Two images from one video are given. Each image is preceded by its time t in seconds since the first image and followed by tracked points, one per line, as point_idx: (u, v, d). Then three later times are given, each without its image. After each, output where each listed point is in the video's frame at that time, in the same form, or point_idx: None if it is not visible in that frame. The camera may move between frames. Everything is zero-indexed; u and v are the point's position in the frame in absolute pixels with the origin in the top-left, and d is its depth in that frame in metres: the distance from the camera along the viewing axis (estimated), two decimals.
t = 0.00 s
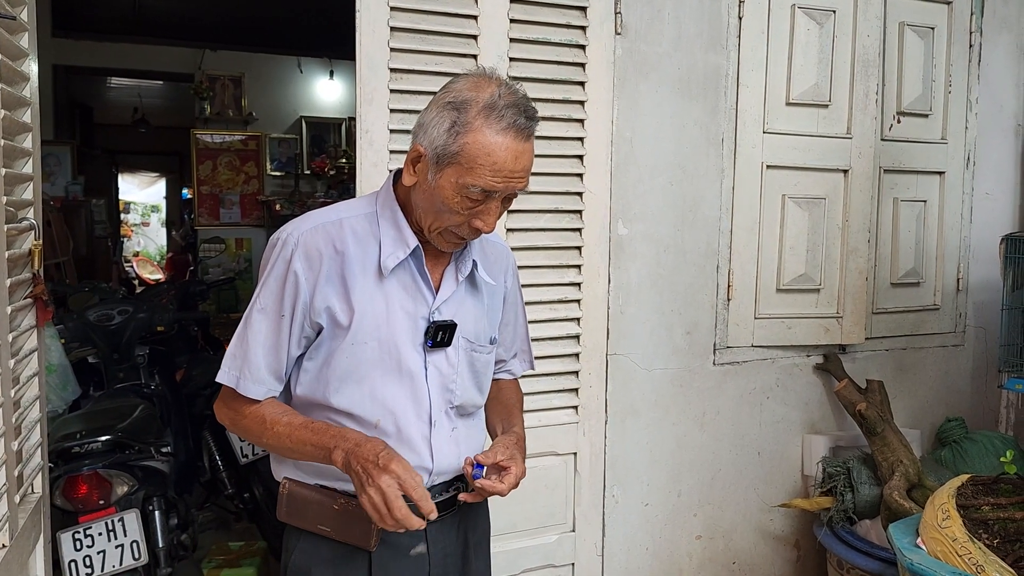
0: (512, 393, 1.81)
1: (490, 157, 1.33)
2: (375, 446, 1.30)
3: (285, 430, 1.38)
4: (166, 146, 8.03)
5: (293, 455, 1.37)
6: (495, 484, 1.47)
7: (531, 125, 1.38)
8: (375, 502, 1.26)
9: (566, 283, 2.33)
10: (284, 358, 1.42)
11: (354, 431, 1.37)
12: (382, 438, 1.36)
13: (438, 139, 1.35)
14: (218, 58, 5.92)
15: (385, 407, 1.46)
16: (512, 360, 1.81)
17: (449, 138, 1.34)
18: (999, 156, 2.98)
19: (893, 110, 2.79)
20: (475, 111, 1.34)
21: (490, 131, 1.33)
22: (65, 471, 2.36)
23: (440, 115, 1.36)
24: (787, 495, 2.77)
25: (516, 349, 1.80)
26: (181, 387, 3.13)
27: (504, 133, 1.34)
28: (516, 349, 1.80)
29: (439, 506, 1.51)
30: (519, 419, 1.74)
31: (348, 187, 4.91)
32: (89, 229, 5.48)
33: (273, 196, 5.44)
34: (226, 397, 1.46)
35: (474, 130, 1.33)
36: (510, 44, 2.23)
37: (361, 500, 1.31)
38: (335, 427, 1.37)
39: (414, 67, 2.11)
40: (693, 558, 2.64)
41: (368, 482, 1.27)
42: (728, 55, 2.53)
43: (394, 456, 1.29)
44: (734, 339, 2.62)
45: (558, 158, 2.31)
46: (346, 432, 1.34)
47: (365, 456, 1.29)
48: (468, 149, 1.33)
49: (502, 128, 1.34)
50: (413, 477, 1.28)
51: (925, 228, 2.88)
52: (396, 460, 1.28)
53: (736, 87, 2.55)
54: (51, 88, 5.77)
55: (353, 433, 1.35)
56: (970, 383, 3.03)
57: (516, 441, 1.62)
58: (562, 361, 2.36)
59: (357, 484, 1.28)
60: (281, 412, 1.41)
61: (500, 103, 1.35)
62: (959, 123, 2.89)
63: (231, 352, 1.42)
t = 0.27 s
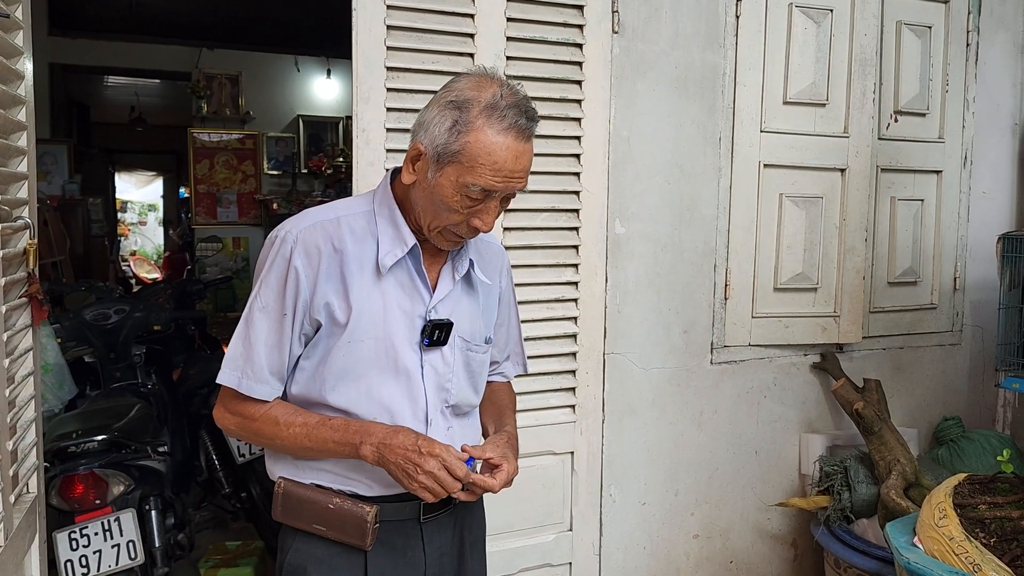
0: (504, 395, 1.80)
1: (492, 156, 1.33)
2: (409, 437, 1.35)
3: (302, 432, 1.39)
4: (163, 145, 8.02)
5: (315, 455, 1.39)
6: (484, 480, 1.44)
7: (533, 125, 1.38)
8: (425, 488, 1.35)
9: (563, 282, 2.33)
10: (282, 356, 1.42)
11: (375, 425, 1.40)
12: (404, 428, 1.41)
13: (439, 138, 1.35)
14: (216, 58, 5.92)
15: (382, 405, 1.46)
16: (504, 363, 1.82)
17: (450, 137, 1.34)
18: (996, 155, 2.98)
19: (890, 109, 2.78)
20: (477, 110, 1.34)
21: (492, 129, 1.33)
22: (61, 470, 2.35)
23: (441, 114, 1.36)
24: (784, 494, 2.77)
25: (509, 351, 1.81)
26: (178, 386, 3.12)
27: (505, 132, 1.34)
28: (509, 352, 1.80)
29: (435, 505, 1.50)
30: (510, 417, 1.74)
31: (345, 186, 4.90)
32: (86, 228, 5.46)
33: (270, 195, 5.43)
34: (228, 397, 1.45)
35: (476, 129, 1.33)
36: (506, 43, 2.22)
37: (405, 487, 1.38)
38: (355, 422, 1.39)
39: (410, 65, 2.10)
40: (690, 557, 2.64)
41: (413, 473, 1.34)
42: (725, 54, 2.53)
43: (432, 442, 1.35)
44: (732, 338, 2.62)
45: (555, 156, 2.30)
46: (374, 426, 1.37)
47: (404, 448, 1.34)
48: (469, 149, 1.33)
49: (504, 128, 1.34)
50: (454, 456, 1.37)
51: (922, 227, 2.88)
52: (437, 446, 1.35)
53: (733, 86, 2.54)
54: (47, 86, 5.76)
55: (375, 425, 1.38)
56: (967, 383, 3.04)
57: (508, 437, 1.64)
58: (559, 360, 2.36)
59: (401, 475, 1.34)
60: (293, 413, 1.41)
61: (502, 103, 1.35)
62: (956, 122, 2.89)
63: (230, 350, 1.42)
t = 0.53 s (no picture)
0: (498, 393, 1.80)
1: (497, 154, 1.33)
2: (408, 438, 1.35)
3: (300, 433, 1.38)
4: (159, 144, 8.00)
5: (313, 455, 1.39)
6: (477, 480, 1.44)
7: (534, 123, 1.39)
8: (423, 489, 1.34)
9: (560, 281, 2.33)
10: (280, 354, 1.41)
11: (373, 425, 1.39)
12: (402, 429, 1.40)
13: (443, 137, 1.35)
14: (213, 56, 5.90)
15: (380, 404, 1.45)
16: (500, 363, 1.82)
17: (454, 136, 1.34)
18: (994, 154, 2.98)
19: (888, 107, 2.78)
20: (480, 109, 1.34)
21: (497, 127, 1.33)
22: (57, 470, 2.34)
23: (444, 113, 1.35)
24: (781, 493, 2.77)
25: (505, 351, 1.81)
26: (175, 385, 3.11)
27: (509, 130, 1.34)
28: (505, 352, 1.80)
29: (434, 503, 1.50)
30: (503, 413, 1.74)
31: (343, 184, 4.90)
32: (83, 227, 5.45)
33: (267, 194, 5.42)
34: (222, 397, 1.44)
35: (481, 127, 1.33)
36: (503, 41, 2.22)
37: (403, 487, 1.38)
38: (353, 423, 1.39)
39: (407, 64, 2.09)
40: (687, 556, 2.64)
41: (411, 474, 1.33)
42: (722, 52, 2.52)
43: (430, 444, 1.36)
44: (729, 337, 2.62)
45: (552, 155, 2.30)
46: (373, 428, 1.37)
47: (403, 449, 1.34)
48: (474, 147, 1.33)
49: (508, 126, 1.34)
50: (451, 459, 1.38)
51: (919, 226, 2.87)
52: (436, 447, 1.35)
53: (731, 84, 2.54)
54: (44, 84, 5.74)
55: (373, 426, 1.38)
56: (964, 381, 3.04)
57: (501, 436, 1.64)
58: (556, 359, 2.36)
59: (399, 476, 1.34)
60: (290, 414, 1.40)
61: (504, 102, 1.35)
62: (953, 120, 2.89)
63: (226, 348, 1.40)
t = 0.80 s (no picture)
0: (497, 394, 1.79)
1: (494, 143, 1.33)
2: (402, 438, 1.35)
3: (296, 430, 1.38)
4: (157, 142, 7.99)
5: (308, 452, 1.39)
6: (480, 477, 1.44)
7: (531, 113, 1.39)
8: (419, 489, 1.34)
9: (558, 279, 2.32)
10: (278, 352, 1.40)
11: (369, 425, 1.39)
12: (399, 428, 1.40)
13: (440, 129, 1.35)
14: (211, 54, 5.88)
15: (379, 402, 1.45)
16: (499, 364, 1.81)
17: (451, 127, 1.34)
18: (992, 152, 2.98)
19: (886, 106, 2.78)
20: (476, 99, 1.34)
21: (492, 116, 1.33)
22: (54, 469, 2.34)
23: (440, 105, 1.35)
24: (779, 492, 2.77)
25: (504, 351, 1.80)
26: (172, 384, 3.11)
27: (505, 119, 1.34)
28: (503, 352, 1.80)
29: (433, 502, 1.49)
30: (502, 413, 1.74)
31: (341, 183, 4.89)
32: (80, 225, 5.45)
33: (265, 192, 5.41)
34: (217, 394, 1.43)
35: (477, 117, 1.33)
36: (500, 39, 2.21)
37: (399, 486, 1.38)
38: (350, 421, 1.38)
39: (404, 62, 2.09)
40: (685, 554, 2.64)
41: (406, 474, 1.34)
42: (720, 50, 2.52)
43: (425, 444, 1.35)
44: (727, 335, 2.61)
45: (550, 153, 2.30)
46: (368, 427, 1.37)
47: (397, 449, 1.34)
48: (470, 137, 1.33)
49: (504, 115, 1.33)
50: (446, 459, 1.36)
51: (917, 224, 2.87)
52: (430, 448, 1.34)
53: (728, 82, 2.54)
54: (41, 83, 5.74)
55: (369, 425, 1.38)
56: (962, 380, 3.04)
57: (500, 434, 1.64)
58: (553, 358, 2.35)
59: (395, 474, 1.34)
60: (286, 412, 1.40)
61: (500, 91, 1.35)
62: (951, 118, 2.89)
63: (223, 346, 1.40)
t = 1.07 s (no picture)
0: (496, 393, 1.80)
1: (485, 137, 1.33)
2: (401, 445, 1.35)
3: (295, 437, 1.38)
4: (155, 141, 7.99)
5: (309, 459, 1.39)
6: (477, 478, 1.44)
7: (522, 107, 1.39)
8: (417, 495, 1.35)
9: (556, 278, 2.32)
10: (277, 353, 1.40)
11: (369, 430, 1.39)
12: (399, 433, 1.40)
13: (431, 124, 1.35)
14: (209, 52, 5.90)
15: (378, 400, 1.45)
16: (498, 363, 1.81)
17: (442, 122, 1.34)
18: (990, 151, 2.98)
19: (884, 104, 2.78)
20: (466, 93, 1.34)
21: (482, 110, 1.33)
22: (52, 467, 2.33)
23: (431, 101, 1.36)
24: (777, 490, 2.77)
25: (503, 349, 1.80)
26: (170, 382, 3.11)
27: (496, 112, 1.34)
28: (502, 351, 1.79)
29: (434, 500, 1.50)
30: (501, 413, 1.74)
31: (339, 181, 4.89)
32: (79, 224, 5.44)
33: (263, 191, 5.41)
34: (217, 405, 1.43)
35: (467, 110, 1.33)
36: (498, 38, 2.21)
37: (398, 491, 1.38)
38: (348, 428, 1.39)
39: (402, 60, 2.09)
40: (683, 553, 2.64)
41: (405, 481, 1.34)
42: (718, 48, 2.52)
43: (422, 450, 1.35)
44: (725, 334, 2.62)
45: (548, 152, 2.30)
46: (364, 436, 1.36)
47: (396, 456, 1.34)
48: (461, 131, 1.33)
49: (495, 109, 1.34)
50: (444, 464, 1.36)
51: (915, 223, 2.87)
52: (427, 454, 1.34)
53: (726, 81, 2.54)
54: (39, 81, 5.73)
55: (368, 431, 1.38)
56: (960, 378, 3.04)
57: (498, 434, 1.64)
58: (551, 356, 2.35)
59: (394, 482, 1.34)
60: (285, 417, 1.40)
61: (490, 86, 1.36)
62: (949, 117, 2.89)
63: (222, 348, 1.40)
